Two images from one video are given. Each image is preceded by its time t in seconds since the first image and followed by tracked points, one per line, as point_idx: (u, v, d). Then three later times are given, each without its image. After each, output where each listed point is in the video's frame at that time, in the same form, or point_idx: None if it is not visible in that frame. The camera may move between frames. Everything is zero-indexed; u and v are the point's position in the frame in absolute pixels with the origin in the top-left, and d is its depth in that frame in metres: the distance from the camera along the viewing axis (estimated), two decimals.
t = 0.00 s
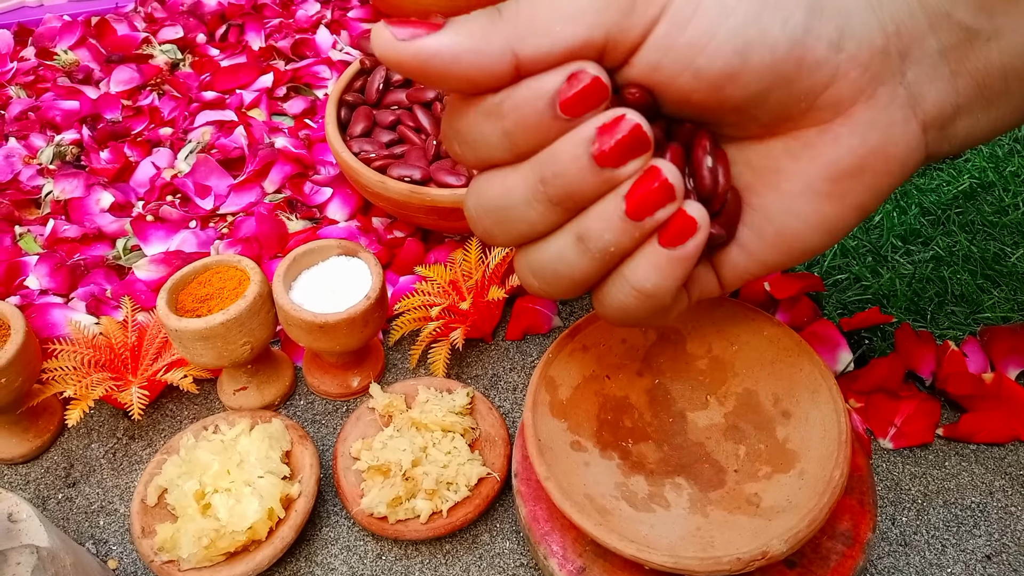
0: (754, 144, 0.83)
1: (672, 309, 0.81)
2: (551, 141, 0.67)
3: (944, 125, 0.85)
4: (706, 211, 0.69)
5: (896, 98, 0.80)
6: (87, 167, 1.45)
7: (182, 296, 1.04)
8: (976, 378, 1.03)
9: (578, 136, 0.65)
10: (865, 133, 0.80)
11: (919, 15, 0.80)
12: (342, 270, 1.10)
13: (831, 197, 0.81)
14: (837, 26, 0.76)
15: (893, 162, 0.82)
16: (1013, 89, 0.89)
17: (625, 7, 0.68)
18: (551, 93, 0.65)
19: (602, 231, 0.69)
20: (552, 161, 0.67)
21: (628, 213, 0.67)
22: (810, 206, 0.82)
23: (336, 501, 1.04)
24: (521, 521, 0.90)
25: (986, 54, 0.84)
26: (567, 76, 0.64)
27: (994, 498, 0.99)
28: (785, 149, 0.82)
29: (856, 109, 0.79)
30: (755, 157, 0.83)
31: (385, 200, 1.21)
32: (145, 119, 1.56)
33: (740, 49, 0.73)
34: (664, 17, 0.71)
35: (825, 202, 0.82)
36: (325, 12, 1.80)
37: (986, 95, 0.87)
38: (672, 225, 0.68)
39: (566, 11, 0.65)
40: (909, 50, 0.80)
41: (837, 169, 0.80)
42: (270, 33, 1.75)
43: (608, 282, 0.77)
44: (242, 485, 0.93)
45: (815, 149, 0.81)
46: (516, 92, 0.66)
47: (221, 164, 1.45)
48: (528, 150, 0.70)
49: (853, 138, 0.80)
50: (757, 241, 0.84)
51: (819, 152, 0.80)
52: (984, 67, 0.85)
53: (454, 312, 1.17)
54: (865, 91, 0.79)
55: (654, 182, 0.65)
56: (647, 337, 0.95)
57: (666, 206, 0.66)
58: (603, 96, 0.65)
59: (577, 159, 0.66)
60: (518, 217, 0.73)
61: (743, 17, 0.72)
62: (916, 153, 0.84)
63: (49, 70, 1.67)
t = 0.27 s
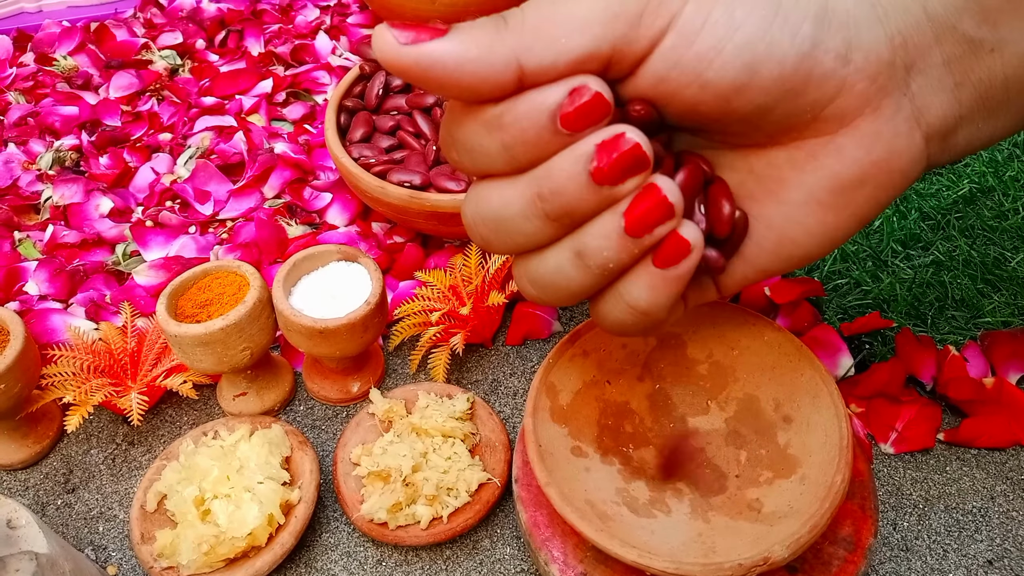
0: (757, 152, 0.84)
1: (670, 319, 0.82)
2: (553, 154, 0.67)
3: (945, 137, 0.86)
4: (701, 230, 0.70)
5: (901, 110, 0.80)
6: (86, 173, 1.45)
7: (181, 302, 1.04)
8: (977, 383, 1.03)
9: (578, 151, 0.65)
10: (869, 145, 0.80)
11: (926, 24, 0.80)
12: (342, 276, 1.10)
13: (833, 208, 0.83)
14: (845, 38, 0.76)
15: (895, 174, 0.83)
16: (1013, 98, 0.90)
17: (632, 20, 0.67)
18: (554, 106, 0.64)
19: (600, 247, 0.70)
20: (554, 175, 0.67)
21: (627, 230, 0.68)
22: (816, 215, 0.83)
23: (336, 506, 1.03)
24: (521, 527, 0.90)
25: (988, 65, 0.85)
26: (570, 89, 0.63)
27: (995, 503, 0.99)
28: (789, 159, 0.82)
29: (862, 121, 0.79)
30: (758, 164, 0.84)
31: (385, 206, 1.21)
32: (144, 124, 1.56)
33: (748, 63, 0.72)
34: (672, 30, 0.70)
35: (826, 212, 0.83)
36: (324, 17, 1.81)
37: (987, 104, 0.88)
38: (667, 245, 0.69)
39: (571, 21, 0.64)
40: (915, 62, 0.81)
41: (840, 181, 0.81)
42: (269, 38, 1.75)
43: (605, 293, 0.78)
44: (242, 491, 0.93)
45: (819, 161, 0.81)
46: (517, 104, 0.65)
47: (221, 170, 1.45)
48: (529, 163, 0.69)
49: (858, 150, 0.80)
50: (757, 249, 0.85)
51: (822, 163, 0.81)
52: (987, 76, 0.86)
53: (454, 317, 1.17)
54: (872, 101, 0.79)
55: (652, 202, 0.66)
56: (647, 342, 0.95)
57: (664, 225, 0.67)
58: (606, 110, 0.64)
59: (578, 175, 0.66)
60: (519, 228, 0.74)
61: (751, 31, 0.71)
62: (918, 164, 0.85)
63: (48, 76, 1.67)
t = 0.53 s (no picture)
0: (750, 165, 0.85)
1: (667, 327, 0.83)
2: (548, 166, 0.68)
3: (938, 149, 0.87)
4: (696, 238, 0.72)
5: (893, 123, 0.82)
6: (82, 174, 1.44)
7: (176, 304, 1.03)
8: (973, 384, 1.03)
9: (573, 164, 0.67)
10: (861, 158, 0.82)
11: (916, 39, 0.81)
12: (338, 277, 1.09)
13: (824, 219, 0.84)
14: (837, 53, 0.77)
15: (888, 186, 0.84)
16: (1004, 110, 0.90)
17: (627, 38, 0.70)
18: (549, 120, 0.65)
19: (597, 258, 0.71)
20: (549, 187, 0.68)
21: (621, 239, 0.69)
22: (808, 226, 0.85)
23: (332, 509, 1.03)
24: (518, 529, 0.90)
25: (978, 79, 0.86)
26: (565, 104, 0.65)
27: (992, 504, 0.99)
28: (782, 171, 0.84)
29: (853, 135, 0.81)
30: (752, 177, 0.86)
31: (381, 207, 1.21)
32: (139, 126, 1.55)
33: (741, 81, 0.75)
34: (667, 47, 0.73)
35: (819, 223, 0.85)
36: (320, 18, 1.80)
37: (977, 115, 0.89)
38: (662, 253, 0.70)
39: (566, 41, 0.66)
40: (907, 77, 0.82)
41: (830, 194, 0.83)
42: (265, 39, 1.75)
43: (601, 301, 0.79)
44: (237, 494, 0.92)
45: (811, 173, 0.83)
46: (513, 118, 0.67)
47: (217, 171, 1.45)
48: (525, 176, 0.70)
49: (849, 163, 0.82)
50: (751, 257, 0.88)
51: (814, 176, 0.83)
52: (976, 90, 0.87)
53: (450, 319, 1.17)
54: (863, 117, 0.80)
55: (645, 211, 0.67)
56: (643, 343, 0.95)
57: (658, 236, 0.68)
58: (600, 125, 0.65)
59: (572, 188, 0.67)
60: (516, 240, 0.75)
61: (744, 49, 0.74)
62: (912, 173, 0.86)
63: (43, 77, 1.66)
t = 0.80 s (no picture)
0: (753, 173, 0.86)
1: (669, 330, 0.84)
2: (550, 175, 0.69)
3: (935, 157, 0.88)
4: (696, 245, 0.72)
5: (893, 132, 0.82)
6: (82, 179, 1.44)
7: (176, 308, 1.03)
8: (971, 388, 1.03)
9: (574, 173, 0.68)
10: (861, 166, 0.82)
11: (917, 50, 0.81)
12: (338, 282, 1.09)
13: (825, 225, 0.85)
14: (837, 65, 0.77)
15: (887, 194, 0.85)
16: (1004, 118, 0.90)
17: (631, 48, 0.71)
18: (552, 129, 0.66)
19: (597, 264, 0.72)
20: (551, 195, 0.69)
21: (621, 246, 0.69)
22: (809, 232, 0.86)
23: (331, 513, 1.03)
24: (517, 533, 0.90)
25: (978, 88, 0.86)
26: (568, 114, 0.66)
27: (990, 508, 0.99)
28: (784, 178, 0.84)
29: (853, 144, 0.81)
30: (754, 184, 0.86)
31: (381, 212, 1.21)
32: (140, 130, 1.56)
33: (742, 90, 0.75)
34: (670, 58, 0.73)
35: (821, 230, 0.86)
36: (319, 23, 1.81)
37: (976, 123, 0.89)
38: (662, 259, 0.71)
39: (571, 51, 0.67)
40: (907, 87, 0.82)
41: (830, 201, 0.83)
42: (265, 44, 1.75)
43: (604, 305, 0.79)
44: (236, 498, 0.92)
45: (812, 180, 0.84)
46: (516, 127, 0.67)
47: (217, 175, 1.45)
48: (527, 184, 0.71)
49: (850, 171, 0.82)
50: (752, 262, 0.89)
51: (816, 183, 0.83)
52: (976, 100, 0.87)
53: (450, 323, 1.17)
54: (863, 126, 0.80)
55: (645, 218, 0.68)
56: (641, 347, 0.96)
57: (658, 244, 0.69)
58: (602, 134, 0.66)
59: (574, 197, 0.68)
60: (518, 246, 0.75)
61: (745, 59, 0.74)
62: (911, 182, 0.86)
63: (43, 82, 1.67)
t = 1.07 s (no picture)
0: (759, 175, 0.86)
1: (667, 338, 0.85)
2: (543, 188, 0.70)
3: (938, 160, 0.88)
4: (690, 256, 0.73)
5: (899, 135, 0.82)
6: (82, 180, 1.44)
7: (176, 310, 1.03)
8: (972, 388, 1.03)
9: (566, 185, 0.68)
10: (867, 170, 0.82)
11: (921, 53, 0.81)
12: (338, 283, 1.09)
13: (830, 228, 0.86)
14: (843, 71, 0.77)
15: (890, 198, 0.85)
16: (1005, 120, 0.90)
17: (635, 62, 0.71)
18: (544, 144, 0.66)
19: (591, 277, 0.73)
20: (542, 210, 0.70)
21: (613, 260, 0.70)
22: (813, 234, 0.86)
23: (332, 514, 1.03)
24: (518, 534, 0.90)
25: (981, 92, 0.86)
26: (562, 129, 0.65)
27: (992, 508, 0.99)
28: (789, 181, 0.85)
29: (858, 147, 0.81)
30: (760, 187, 0.86)
31: (382, 212, 1.21)
32: (140, 131, 1.56)
33: (749, 101, 0.75)
34: (675, 70, 0.73)
35: (825, 231, 0.86)
36: (319, 25, 1.81)
37: (978, 126, 0.89)
38: (657, 272, 0.72)
39: (578, 64, 0.67)
40: (911, 91, 0.82)
41: (835, 203, 0.84)
42: (265, 45, 1.75)
43: (602, 314, 0.81)
44: (237, 499, 0.92)
45: (817, 183, 0.84)
46: (513, 138, 0.68)
47: (217, 176, 1.45)
48: (520, 196, 0.72)
49: (855, 174, 0.82)
50: (756, 264, 0.89)
51: (820, 187, 0.83)
52: (978, 103, 0.87)
53: (450, 324, 1.17)
54: (869, 129, 0.80)
55: (636, 234, 0.68)
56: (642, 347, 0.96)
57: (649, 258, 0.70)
58: (594, 149, 0.66)
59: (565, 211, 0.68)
60: (513, 255, 0.77)
61: (752, 70, 0.74)
62: (914, 185, 0.86)
63: (43, 83, 1.67)
